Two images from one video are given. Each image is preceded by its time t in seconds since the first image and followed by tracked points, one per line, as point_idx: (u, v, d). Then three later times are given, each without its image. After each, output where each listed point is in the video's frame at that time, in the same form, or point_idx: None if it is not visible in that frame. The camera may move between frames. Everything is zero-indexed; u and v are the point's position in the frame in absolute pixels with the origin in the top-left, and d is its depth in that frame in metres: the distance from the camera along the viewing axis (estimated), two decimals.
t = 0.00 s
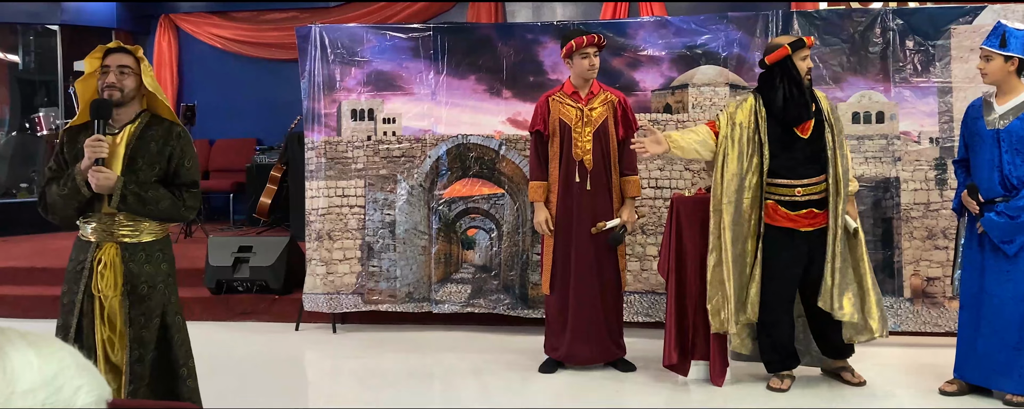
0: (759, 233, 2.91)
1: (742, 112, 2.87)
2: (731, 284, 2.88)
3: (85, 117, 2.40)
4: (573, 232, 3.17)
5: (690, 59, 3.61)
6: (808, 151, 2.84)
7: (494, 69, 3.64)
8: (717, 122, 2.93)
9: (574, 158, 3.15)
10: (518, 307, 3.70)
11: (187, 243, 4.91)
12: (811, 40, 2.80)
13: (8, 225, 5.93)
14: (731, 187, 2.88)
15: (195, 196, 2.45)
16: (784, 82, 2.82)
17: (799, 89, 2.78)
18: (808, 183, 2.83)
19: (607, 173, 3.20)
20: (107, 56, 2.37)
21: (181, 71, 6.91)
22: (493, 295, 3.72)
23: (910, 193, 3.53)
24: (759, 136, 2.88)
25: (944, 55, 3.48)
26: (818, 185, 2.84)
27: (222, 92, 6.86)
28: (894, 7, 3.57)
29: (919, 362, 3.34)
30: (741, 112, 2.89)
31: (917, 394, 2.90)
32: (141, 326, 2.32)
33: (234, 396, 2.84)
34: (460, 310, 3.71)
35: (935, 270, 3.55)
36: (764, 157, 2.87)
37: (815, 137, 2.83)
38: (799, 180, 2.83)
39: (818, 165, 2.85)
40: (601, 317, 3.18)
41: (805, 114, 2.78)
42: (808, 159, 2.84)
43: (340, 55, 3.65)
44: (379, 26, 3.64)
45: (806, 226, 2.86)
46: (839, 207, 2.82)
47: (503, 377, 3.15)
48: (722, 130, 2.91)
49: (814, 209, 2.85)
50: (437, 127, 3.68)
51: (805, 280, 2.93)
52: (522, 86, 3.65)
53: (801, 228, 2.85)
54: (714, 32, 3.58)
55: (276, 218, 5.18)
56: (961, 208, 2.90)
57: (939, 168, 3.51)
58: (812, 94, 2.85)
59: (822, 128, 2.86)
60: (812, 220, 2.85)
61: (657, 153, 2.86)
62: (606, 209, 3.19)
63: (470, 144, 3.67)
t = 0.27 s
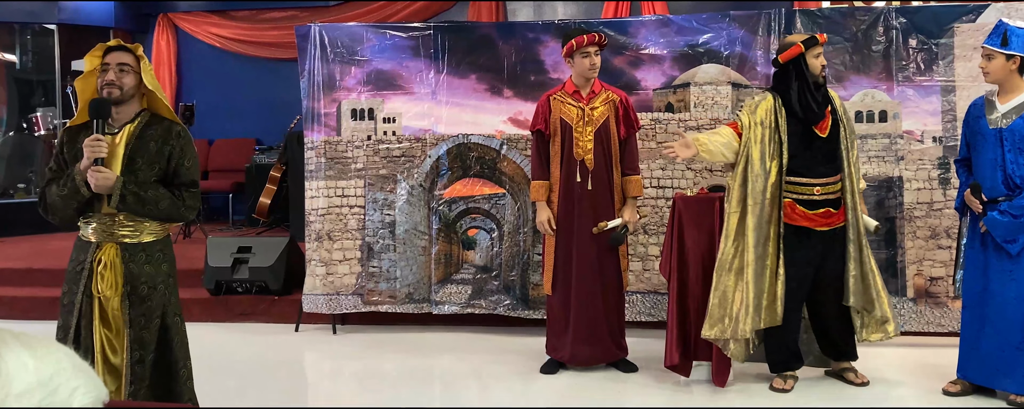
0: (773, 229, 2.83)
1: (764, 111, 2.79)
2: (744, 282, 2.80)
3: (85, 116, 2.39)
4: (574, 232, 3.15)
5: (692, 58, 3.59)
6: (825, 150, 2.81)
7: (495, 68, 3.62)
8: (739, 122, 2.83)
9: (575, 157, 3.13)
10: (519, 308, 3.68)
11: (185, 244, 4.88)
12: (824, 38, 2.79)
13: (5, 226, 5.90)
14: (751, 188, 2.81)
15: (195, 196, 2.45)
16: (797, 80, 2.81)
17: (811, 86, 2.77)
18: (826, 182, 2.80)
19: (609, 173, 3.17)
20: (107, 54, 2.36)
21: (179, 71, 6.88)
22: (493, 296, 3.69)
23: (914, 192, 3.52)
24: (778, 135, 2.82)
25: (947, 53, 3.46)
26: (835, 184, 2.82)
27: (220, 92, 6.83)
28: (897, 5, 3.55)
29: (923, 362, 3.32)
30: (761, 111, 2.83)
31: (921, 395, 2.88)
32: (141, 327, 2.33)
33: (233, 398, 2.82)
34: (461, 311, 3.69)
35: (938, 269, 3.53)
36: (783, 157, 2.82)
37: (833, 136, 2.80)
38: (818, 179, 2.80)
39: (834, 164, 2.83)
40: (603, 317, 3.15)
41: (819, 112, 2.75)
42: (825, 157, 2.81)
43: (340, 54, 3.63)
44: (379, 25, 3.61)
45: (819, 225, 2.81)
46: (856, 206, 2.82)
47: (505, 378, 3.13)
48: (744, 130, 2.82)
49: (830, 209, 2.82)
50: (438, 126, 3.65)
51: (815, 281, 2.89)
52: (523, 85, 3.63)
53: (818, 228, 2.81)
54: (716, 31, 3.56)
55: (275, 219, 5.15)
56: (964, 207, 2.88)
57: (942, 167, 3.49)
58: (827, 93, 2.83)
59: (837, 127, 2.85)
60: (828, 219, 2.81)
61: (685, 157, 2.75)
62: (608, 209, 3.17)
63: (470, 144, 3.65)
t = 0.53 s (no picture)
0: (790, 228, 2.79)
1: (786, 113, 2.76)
2: (763, 285, 2.76)
3: (85, 117, 2.40)
4: (575, 233, 3.13)
5: (694, 58, 3.57)
6: (841, 151, 2.80)
7: (495, 69, 3.60)
8: (763, 124, 2.78)
9: (576, 158, 3.11)
10: (519, 310, 3.65)
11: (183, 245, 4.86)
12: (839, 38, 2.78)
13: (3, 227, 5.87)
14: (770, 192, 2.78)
15: (196, 196, 2.46)
16: (812, 81, 2.80)
17: (827, 86, 2.76)
18: (843, 182, 2.79)
19: (610, 174, 3.15)
20: (106, 55, 2.36)
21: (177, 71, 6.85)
22: (493, 298, 3.67)
23: (916, 193, 3.50)
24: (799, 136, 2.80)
25: (950, 53, 3.45)
26: (851, 185, 2.81)
27: (219, 92, 6.81)
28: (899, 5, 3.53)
29: (926, 364, 3.30)
30: (782, 113, 2.79)
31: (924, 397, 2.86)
32: (142, 329, 2.35)
33: (231, 401, 2.79)
34: (461, 313, 3.67)
35: (940, 270, 3.52)
36: (802, 159, 2.80)
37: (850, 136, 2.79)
38: (836, 179, 2.78)
39: (849, 164, 2.81)
40: (604, 319, 3.14)
41: (834, 114, 2.76)
42: (841, 158, 2.80)
43: (339, 54, 3.61)
44: (378, 25, 3.59)
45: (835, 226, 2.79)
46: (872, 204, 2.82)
47: (506, 381, 3.11)
48: (768, 133, 2.77)
49: (845, 209, 2.80)
50: (438, 127, 3.63)
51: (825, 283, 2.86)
52: (523, 85, 3.60)
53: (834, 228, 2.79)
54: (718, 31, 3.54)
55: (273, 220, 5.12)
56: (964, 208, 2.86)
57: (945, 168, 3.47)
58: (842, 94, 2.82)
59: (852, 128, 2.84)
60: (843, 219, 2.79)
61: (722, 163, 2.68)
62: (609, 210, 3.15)
63: (471, 145, 3.62)
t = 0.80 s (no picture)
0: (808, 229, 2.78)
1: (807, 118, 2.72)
2: (787, 284, 2.77)
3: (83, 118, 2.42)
4: (576, 234, 3.10)
5: (694, 58, 3.55)
6: (852, 152, 2.79)
7: (494, 69, 3.58)
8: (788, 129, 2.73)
9: (575, 158, 3.08)
10: (519, 312, 3.63)
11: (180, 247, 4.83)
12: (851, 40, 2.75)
13: None
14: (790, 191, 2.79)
15: (196, 196, 2.51)
16: (824, 83, 2.78)
17: (838, 88, 2.74)
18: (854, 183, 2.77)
19: (609, 175, 3.13)
20: (102, 57, 2.37)
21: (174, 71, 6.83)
22: (493, 300, 3.65)
23: (917, 194, 3.49)
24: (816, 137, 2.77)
25: (952, 54, 3.43)
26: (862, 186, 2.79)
27: (216, 92, 6.77)
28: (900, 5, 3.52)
29: (927, 365, 3.29)
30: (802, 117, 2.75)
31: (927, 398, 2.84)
32: (145, 330, 2.38)
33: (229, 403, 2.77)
34: (460, 315, 3.65)
35: (943, 272, 3.50)
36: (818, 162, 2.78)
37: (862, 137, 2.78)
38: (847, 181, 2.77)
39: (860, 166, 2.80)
40: (605, 321, 3.12)
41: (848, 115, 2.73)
42: (852, 159, 2.79)
43: (338, 54, 3.58)
44: (377, 25, 3.56)
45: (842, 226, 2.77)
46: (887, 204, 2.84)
47: (506, 383, 3.09)
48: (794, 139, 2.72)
49: (857, 210, 2.77)
50: (437, 128, 3.61)
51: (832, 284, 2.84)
52: (523, 86, 3.58)
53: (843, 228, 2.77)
54: (719, 31, 3.52)
55: (270, 221, 5.09)
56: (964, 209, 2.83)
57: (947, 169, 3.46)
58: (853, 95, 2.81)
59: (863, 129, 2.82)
60: (854, 220, 2.77)
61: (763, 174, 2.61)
62: (609, 212, 3.13)
63: (470, 146, 3.60)
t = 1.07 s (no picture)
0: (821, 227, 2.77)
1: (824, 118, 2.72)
2: (804, 281, 2.76)
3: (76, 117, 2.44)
4: (573, 235, 3.07)
5: (692, 58, 3.53)
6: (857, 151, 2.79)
7: (490, 68, 3.55)
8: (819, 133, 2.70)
9: (572, 158, 3.06)
10: (515, 313, 3.61)
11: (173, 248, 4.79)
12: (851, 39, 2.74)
13: None
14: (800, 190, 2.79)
15: (191, 196, 2.54)
16: (826, 83, 2.78)
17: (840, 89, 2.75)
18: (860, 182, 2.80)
19: (606, 175, 3.11)
20: (96, 56, 2.41)
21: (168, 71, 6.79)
22: (489, 301, 3.63)
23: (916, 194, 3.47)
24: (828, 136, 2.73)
25: (950, 53, 3.41)
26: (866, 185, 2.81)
27: (211, 92, 6.74)
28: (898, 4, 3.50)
29: (926, 365, 3.28)
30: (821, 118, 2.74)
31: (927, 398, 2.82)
32: (140, 330, 2.42)
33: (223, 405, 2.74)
34: (456, 316, 3.63)
35: (941, 272, 3.49)
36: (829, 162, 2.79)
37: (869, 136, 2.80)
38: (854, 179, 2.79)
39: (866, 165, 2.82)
40: (602, 322, 3.10)
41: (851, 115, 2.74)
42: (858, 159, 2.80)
43: (332, 53, 3.55)
44: (371, 24, 3.53)
45: (852, 225, 2.81)
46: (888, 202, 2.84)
47: (502, 384, 3.06)
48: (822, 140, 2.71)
49: (861, 209, 2.81)
50: (432, 127, 3.58)
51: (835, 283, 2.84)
52: (519, 85, 3.56)
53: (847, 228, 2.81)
54: (717, 30, 3.50)
55: (265, 222, 5.06)
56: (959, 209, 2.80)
57: (945, 169, 3.45)
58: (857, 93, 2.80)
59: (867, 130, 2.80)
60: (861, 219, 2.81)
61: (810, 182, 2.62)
62: (606, 212, 3.10)
63: (465, 145, 3.57)
